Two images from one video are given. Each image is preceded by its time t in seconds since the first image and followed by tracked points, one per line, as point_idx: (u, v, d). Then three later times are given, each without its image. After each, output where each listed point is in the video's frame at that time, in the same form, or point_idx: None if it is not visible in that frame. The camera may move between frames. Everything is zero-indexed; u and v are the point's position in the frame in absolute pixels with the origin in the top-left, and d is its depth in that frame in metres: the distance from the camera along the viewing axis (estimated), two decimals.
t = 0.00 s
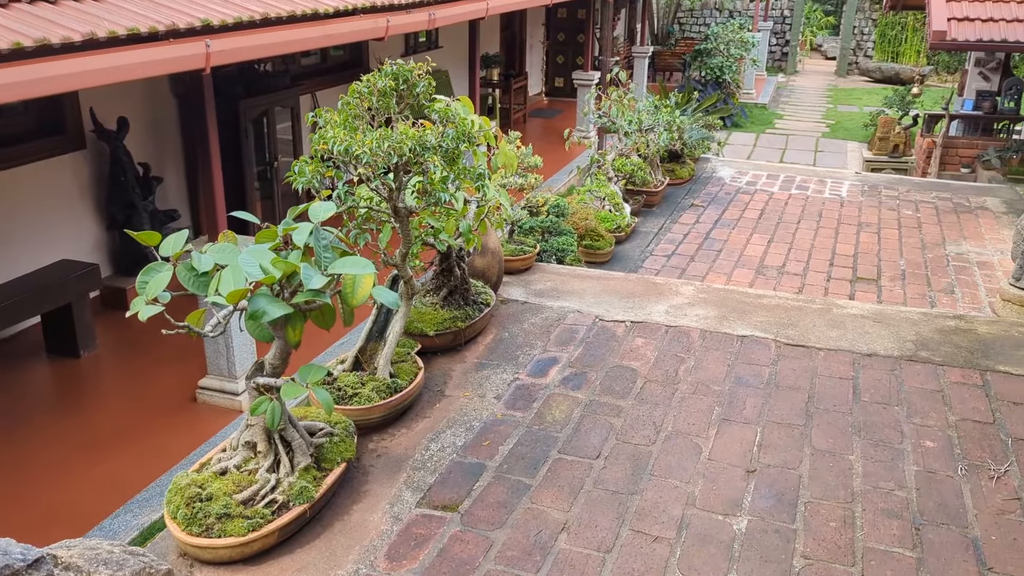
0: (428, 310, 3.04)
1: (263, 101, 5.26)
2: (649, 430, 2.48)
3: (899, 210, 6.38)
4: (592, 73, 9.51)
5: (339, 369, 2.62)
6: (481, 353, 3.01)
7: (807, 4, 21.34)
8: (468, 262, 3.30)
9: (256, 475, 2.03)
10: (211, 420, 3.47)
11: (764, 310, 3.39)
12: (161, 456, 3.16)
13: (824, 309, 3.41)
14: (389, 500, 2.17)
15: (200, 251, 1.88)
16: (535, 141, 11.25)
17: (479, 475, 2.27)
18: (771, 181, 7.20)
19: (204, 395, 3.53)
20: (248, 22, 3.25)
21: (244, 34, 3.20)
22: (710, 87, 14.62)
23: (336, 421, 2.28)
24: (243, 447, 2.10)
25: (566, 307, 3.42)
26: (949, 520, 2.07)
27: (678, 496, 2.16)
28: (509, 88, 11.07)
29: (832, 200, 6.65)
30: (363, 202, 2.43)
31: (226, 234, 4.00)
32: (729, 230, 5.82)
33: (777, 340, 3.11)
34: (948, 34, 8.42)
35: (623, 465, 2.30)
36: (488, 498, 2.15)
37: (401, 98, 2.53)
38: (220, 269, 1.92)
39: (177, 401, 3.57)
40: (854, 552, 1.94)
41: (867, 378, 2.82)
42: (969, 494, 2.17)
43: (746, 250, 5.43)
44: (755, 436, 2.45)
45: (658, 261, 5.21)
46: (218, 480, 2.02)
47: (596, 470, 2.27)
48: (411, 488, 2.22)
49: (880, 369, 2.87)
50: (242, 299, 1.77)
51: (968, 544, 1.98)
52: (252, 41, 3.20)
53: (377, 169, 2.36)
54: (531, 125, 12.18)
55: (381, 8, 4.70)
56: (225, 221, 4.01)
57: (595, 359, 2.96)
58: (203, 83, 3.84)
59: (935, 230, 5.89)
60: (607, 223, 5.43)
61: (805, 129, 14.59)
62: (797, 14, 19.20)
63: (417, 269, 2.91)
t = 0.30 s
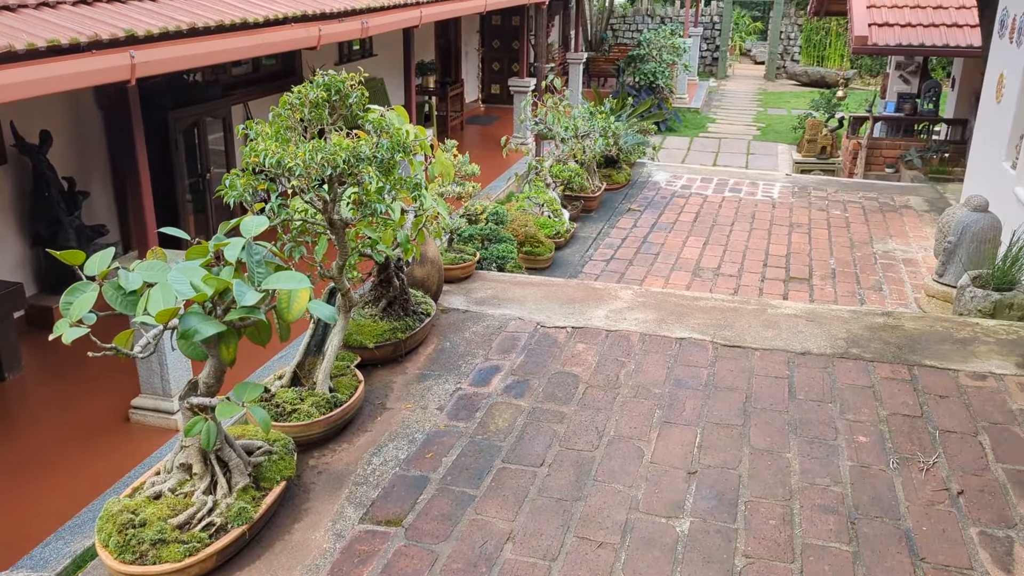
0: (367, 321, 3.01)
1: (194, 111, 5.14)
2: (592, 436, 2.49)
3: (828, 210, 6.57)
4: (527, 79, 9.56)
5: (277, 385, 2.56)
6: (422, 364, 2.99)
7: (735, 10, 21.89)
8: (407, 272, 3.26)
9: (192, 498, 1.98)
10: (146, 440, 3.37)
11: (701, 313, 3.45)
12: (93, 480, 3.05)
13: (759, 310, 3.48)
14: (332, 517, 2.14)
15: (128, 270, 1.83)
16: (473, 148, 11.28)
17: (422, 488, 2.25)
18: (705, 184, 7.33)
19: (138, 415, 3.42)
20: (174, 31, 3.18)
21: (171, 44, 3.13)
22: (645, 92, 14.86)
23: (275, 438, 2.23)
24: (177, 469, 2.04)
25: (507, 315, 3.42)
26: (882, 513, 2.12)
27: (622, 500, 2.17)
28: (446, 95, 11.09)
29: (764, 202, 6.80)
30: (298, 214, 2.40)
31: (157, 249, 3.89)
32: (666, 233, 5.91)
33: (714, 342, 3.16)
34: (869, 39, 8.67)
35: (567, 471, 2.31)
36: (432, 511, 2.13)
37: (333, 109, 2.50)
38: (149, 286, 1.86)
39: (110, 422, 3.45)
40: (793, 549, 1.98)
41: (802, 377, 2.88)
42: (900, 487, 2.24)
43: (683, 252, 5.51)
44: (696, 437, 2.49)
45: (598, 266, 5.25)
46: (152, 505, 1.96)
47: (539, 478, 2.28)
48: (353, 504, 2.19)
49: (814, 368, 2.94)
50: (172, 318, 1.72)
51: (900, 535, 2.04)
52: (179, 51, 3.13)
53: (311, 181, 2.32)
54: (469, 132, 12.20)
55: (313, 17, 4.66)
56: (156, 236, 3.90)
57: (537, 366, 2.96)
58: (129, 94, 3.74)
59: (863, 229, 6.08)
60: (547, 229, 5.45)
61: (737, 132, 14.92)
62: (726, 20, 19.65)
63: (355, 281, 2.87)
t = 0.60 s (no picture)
0: (300, 348, 2.94)
1: (116, 133, 4.98)
2: (533, 457, 2.48)
3: (756, 222, 6.72)
4: (459, 96, 9.57)
5: (208, 418, 2.48)
6: (359, 390, 2.93)
7: (661, 26, 22.39)
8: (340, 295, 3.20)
9: (117, 541, 1.89)
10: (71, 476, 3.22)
11: (638, 328, 3.47)
12: (14, 522, 2.90)
13: (694, 323, 3.52)
14: (268, 553, 2.07)
15: (44, 305, 1.74)
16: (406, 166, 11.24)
17: (362, 518, 2.19)
18: (637, 199, 7.42)
19: (61, 451, 3.27)
20: (92, 53, 3.08)
21: (88, 66, 3.03)
22: (576, 108, 15.05)
23: (205, 474, 2.15)
24: (101, 512, 1.95)
25: (444, 336, 3.39)
26: (819, 523, 2.16)
27: (564, 522, 2.16)
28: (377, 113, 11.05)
29: (695, 215, 6.92)
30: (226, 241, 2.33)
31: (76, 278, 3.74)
32: (601, 248, 5.96)
33: (651, 357, 3.19)
34: (790, 55, 8.85)
35: (508, 495, 2.28)
36: (372, 542, 2.08)
37: (260, 133, 2.44)
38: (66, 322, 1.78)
39: (31, 459, 3.29)
40: (734, 564, 2.00)
41: (737, 390, 2.92)
42: (835, 496, 2.28)
43: (618, 267, 5.56)
44: (636, 455, 2.49)
45: (534, 282, 5.26)
46: (74, 551, 1.86)
47: (481, 504, 2.25)
48: (290, 539, 2.13)
49: (748, 380, 2.99)
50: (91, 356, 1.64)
51: (837, 545, 2.07)
52: (97, 73, 3.03)
53: (238, 207, 2.26)
54: (401, 150, 12.15)
55: (238, 36, 4.57)
56: (76, 264, 3.75)
57: (476, 388, 2.94)
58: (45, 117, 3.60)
59: (791, 239, 6.23)
60: (482, 246, 5.42)
61: (667, 146, 15.20)
62: (653, 36, 20.06)
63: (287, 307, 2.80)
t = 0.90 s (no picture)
0: (237, 393, 2.82)
1: (36, 168, 4.78)
2: (483, 499, 2.42)
3: (693, 245, 6.81)
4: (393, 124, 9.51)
5: (139, 472, 2.35)
6: (300, 434, 2.83)
7: (592, 52, 22.79)
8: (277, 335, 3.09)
9: None
10: None
11: (584, 358, 3.45)
12: None
13: (639, 351, 3.52)
14: None
15: None
16: (341, 195, 11.13)
17: (307, 573, 2.10)
18: (576, 224, 7.45)
19: None
20: (10, 88, 2.94)
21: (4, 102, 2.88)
22: (511, 134, 15.15)
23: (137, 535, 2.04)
24: None
25: (388, 374, 3.31)
26: (773, 556, 2.15)
27: (518, 567, 2.10)
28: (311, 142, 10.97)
29: (633, 239, 6.98)
30: (157, 285, 2.22)
31: None
32: (542, 275, 5.95)
33: (599, 388, 3.16)
34: (718, 80, 9.14)
35: (459, 541, 2.22)
36: None
37: (191, 174, 2.35)
38: None
39: None
40: None
41: (685, 419, 2.91)
42: (788, 526, 2.28)
43: (560, 294, 5.56)
44: (588, 492, 2.45)
45: (476, 311, 5.22)
46: None
47: (432, 551, 2.17)
48: None
49: (696, 409, 2.98)
50: (10, 420, 1.53)
51: None
52: (15, 109, 2.88)
53: (169, 252, 2.16)
54: (336, 178, 12.03)
55: (165, 68, 4.45)
56: None
57: (422, 427, 2.86)
58: None
59: (727, 262, 6.33)
60: (423, 277, 5.34)
61: (602, 170, 15.39)
62: (584, 61, 20.38)
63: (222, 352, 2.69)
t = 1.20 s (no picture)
0: (187, 453, 2.68)
1: None
2: (451, 556, 2.31)
3: (645, 275, 6.82)
4: (339, 159, 9.42)
5: (82, 544, 2.19)
6: (255, 493, 2.69)
7: (534, 84, 23.06)
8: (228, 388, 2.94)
9: None
10: None
11: (547, 400, 3.37)
12: None
13: (602, 391, 3.46)
14: None
15: None
16: (287, 232, 10.93)
17: None
18: (528, 258, 7.40)
19: None
20: None
21: None
22: (457, 166, 15.17)
23: None
24: None
25: (345, 424, 3.18)
26: None
27: None
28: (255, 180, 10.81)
29: (585, 271, 6.96)
30: (100, 344, 2.09)
31: None
32: (496, 310, 5.88)
33: (564, 431, 3.09)
34: (663, 111, 9.25)
35: None
36: None
37: (136, 227, 2.24)
38: None
39: None
40: None
41: (653, 461, 2.85)
42: (766, 572, 2.23)
43: (515, 329, 5.49)
44: (560, 543, 2.37)
45: (431, 350, 5.11)
46: None
47: None
48: None
49: (664, 449, 2.93)
50: None
51: None
52: None
53: (113, 309, 2.02)
54: (281, 215, 11.85)
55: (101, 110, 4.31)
56: None
57: (384, 481, 2.75)
58: None
59: (680, 292, 6.34)
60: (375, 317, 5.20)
61: (548, 201, 15.44)
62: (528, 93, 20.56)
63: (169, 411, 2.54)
